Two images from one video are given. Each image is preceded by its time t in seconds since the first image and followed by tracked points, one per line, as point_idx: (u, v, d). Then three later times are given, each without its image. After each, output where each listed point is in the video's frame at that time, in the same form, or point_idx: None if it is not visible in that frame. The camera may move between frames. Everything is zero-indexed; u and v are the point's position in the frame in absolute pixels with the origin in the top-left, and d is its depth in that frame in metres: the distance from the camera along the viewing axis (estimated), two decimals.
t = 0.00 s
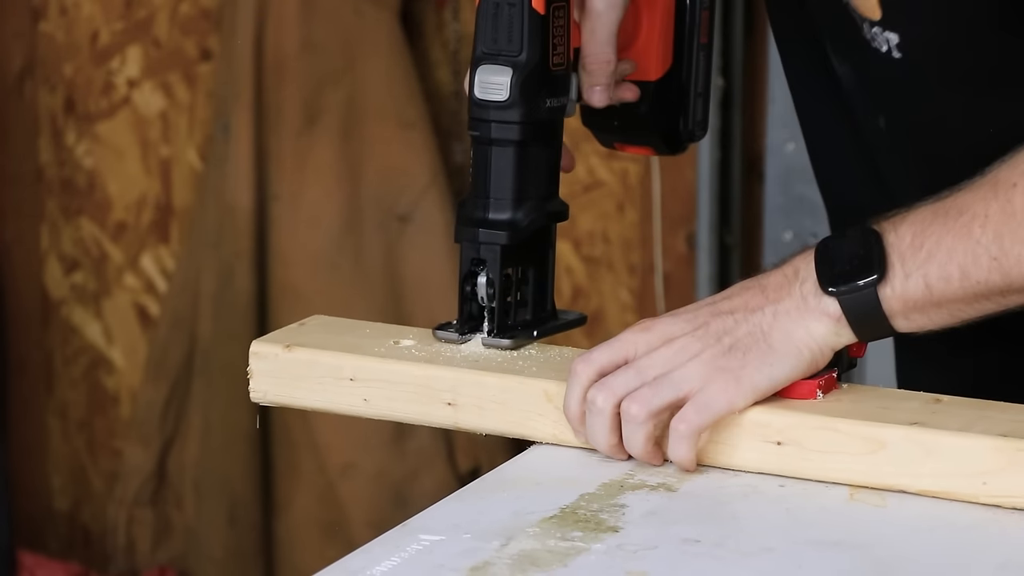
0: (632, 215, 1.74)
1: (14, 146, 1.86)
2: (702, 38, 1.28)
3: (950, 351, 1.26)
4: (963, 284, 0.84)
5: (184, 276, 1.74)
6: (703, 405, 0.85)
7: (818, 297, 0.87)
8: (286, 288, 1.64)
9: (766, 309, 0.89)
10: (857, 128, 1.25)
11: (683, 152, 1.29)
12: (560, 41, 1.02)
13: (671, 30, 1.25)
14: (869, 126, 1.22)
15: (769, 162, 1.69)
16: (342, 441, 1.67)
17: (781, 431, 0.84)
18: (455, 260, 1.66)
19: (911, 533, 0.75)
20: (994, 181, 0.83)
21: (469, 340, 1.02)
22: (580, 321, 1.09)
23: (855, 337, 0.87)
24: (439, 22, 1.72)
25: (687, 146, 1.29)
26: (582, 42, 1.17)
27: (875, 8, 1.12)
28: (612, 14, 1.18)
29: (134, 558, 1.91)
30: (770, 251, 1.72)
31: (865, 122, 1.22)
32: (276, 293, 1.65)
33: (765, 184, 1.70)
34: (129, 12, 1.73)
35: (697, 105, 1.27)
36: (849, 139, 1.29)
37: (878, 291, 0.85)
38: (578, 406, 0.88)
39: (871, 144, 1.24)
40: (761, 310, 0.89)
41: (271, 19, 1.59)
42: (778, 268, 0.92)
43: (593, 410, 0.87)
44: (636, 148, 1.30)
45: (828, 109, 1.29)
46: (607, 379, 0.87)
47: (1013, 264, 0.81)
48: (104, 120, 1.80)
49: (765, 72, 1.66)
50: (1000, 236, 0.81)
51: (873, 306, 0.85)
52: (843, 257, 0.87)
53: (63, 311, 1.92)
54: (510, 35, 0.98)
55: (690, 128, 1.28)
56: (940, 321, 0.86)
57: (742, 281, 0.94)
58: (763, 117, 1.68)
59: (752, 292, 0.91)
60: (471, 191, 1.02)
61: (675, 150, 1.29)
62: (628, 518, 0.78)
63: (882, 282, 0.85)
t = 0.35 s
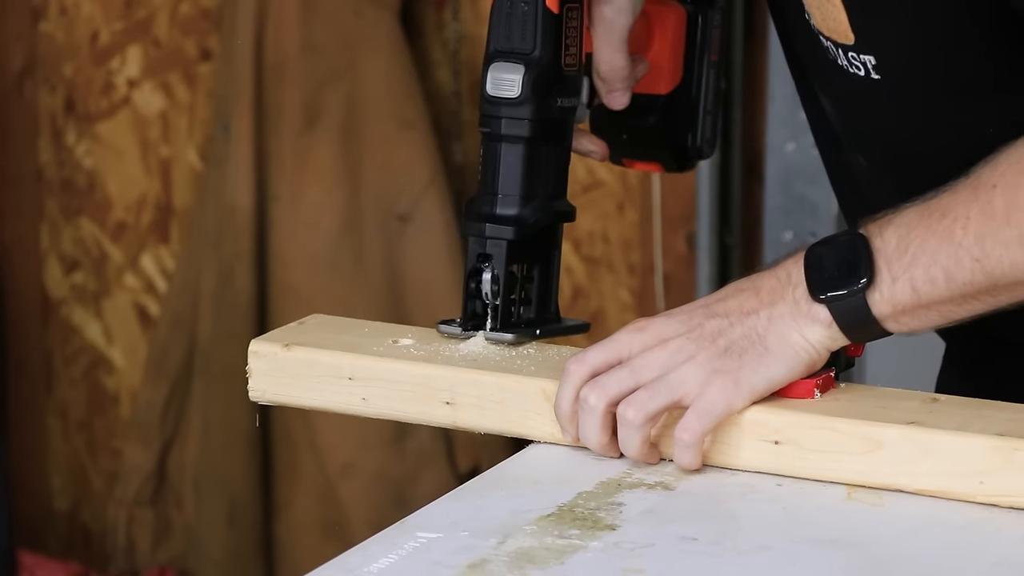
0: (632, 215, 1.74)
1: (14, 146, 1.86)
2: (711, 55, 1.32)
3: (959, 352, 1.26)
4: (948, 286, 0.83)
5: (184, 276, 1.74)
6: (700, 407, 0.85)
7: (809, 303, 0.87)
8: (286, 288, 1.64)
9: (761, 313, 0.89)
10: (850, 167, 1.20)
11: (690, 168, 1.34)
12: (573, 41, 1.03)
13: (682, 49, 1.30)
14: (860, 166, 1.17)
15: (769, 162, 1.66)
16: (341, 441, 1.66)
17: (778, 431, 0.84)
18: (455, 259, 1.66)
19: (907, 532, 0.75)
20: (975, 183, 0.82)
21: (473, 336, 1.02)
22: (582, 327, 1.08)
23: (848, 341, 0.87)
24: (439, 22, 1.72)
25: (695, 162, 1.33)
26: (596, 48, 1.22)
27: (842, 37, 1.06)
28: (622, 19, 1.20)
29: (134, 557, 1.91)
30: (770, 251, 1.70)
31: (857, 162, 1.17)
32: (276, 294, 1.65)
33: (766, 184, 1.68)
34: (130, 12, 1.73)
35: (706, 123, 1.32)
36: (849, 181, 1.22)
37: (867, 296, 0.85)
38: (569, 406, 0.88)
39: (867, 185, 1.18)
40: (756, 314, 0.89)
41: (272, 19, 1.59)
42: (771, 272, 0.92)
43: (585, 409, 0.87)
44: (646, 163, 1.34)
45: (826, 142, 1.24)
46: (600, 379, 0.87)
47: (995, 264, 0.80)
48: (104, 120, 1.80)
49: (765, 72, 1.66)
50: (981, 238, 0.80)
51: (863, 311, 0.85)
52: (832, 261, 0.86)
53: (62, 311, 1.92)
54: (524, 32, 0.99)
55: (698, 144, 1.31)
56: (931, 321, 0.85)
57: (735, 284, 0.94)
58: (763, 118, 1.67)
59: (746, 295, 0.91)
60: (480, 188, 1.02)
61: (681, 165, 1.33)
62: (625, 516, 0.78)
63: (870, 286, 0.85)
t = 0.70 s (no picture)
0: (631, 215, 1.74)
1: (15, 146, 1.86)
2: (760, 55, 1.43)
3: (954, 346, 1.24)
4: (931, 288, 0.82)
5: (183, 276, 1.74)
6: (683, 406, 0.85)
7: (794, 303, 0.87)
8: (287, 288, 1.64)
9: (746, 314, 0.89)
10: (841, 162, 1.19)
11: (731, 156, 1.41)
12: (618, 23, 1.10)
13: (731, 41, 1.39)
14: (849, 160, 1.16)
15: (769, 163, 1.65)
16: (340, 441, 1.66)
17: (762, 429, 0.84)
18: (454, 259, 1.66)
19: (892, 530, 0.75)
20: (954, 184, 0.81)
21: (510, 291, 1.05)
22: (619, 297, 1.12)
23: (831, 342, 0.87)
24: (439, 22, 1.72)
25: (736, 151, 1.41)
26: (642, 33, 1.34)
27: (821, 34, 1.05)
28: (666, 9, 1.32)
29: (134, 557, 1.91)
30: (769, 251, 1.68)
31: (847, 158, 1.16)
32: (276, 294, 1.66)
33: (766, 185, 1.66)
34: (129, 12, 1.74)
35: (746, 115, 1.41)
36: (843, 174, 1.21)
37: (850, 299, 0.85)
38: (554, 404, 0.88)
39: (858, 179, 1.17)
40: (740, 314, 0.89)
41: (272, 19, 1.59)
42: (755, 272, 0.92)
43: (569, 407, 0.87)
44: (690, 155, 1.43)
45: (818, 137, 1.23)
46: (584, 378, 0.87)
47: (975, 266, 0.80)
48: (104, 120, 1.80)
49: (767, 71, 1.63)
50: (962, 239, 0.80)
51: (845, 313, 0.85)
52: (814, 263, 0.86)
53: (63, 311, 1.92)
54: (573, 11, 1.06)
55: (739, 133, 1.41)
56: (914, 323, 0.85)
57: (720, 284, 0.94)
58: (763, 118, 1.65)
59: (731, 295, 0.91)
60: (525, 165, 1.08)
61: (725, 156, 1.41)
62: (609, 515, 0.78)
63: (853, 289, 0.85)
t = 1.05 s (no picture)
0: (631, 215, 1.74)
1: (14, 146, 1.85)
2: (772, 91, 1.32)
3: (920, 342, 1.20)
4: (924, 273, 0.81)
5: (184, 276, 1.74)
6: (685, 406, 0.85)
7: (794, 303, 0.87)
8: (286, 288, 1.64)
9: (747, 314, 0.89)
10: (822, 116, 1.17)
11: (699, 172, 1.29)
12: None
13: (741, 53, 1.29)
14: (830, 102, 1.14)
15: (769, 162, 1.65)
16: (341, 441, 1.66)
17: (764, 429, 0.84)
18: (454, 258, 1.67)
19: (894, 530, 0.75)
20: (936, 165, 0.81)
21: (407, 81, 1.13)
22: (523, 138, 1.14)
23: (835, 339, 0.87)
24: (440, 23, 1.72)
25: (706, 168, 1.29)
26: None
27: None
28: None
29: (134, 558, 1.91)
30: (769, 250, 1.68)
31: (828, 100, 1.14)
32: (276, 293, 1.66)
33: (765, 185, 1.66)
34: (129, 12, 1.73)
35: (734, 135, 1.29)
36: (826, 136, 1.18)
37: (846, 293, 0.85)
38: (557, 404, 0.88)
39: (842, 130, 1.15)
40: (742, 314, 0.89)
41: (272, 19, 1.58)
42: (756, 272, 0.92)
43: (572, 408, 0.87)
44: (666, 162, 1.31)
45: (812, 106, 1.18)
46: (587, 378, 0.87)
47: (964, 244, 0.79)
48: (104, 120, 1.80)
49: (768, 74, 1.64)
50: (948, 218, 0.79)
51: (845, 309, 0.85)
52: (808, 262, 0.86)
53: (62, 311, 1.92)
54: None
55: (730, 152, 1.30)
56: (915, 313, 0.84)
57: (721, 284, 0.94)
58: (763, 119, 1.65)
59: (732, 295, 0.91)
60: None
61: (704, 179, 1.31)
62: (611, 515, 0.78)
63: (849, 283, 0.85)
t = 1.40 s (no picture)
0: (632, 215, 1.74)
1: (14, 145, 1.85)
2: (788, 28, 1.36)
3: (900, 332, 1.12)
4: (914, 257, 0.81)
5: (184, 276, 1.74)
6: (683, 406, 0.85)
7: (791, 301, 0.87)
8: (285, 288, 1.64)
9: (745, 315, 0.89)
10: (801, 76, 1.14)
11: (705, 105, 1.35)
12: None
13: None
14: (810, 54, 1.11)
15: (769, 163, 1.65)
16: (341, 442, 1.66)
17: (763, 429, 0.84)
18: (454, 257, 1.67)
19: (894, 530, 0.75)
20: (918, 147, 0.81)
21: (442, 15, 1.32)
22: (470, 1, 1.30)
23: (834, 336, 0.87)
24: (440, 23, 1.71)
25: (713, 97, 1.35)
26: None
27: None
28: None
29: (134, 558, 1.91)
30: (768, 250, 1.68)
31: (807, 51, 1.12)
32: (276, 293, 1.66)
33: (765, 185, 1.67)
34: (130, 13, 1.73)
35: (744, 64, 1.35)
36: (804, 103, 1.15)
37: (840, 286, 0.85)
38: (556, 404, 0.88)
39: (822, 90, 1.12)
40: (740, 316, 0.89)
41: (272, 18, 1.58)
42: (751, 273, 0.92)
43: (571, 408, 0.87)
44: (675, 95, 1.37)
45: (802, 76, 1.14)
46: (585, 378, 0.87)
47: (950, 222, 0.79)
48: (104, 120, 1.80)
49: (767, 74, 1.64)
50: (932, 197, 0.79)
51: (840, 303, 0.85)
52: (800, 259, 0.86)
53: (62, 311, 1.92)
54: None
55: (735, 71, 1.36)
56: (911, 301, 0.84)
57: (718, 285, 0.94)
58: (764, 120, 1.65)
59: (728, 296, 0.91)
60: None
61: (716, 108, 1.36)
62: (610, 515, 0.78)
63: (842, 276, 0.85)
